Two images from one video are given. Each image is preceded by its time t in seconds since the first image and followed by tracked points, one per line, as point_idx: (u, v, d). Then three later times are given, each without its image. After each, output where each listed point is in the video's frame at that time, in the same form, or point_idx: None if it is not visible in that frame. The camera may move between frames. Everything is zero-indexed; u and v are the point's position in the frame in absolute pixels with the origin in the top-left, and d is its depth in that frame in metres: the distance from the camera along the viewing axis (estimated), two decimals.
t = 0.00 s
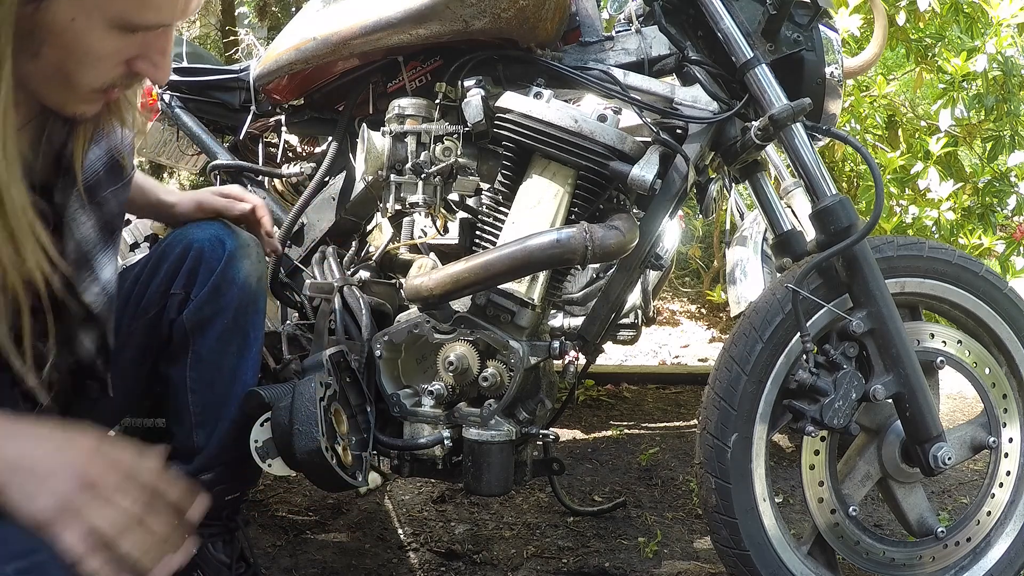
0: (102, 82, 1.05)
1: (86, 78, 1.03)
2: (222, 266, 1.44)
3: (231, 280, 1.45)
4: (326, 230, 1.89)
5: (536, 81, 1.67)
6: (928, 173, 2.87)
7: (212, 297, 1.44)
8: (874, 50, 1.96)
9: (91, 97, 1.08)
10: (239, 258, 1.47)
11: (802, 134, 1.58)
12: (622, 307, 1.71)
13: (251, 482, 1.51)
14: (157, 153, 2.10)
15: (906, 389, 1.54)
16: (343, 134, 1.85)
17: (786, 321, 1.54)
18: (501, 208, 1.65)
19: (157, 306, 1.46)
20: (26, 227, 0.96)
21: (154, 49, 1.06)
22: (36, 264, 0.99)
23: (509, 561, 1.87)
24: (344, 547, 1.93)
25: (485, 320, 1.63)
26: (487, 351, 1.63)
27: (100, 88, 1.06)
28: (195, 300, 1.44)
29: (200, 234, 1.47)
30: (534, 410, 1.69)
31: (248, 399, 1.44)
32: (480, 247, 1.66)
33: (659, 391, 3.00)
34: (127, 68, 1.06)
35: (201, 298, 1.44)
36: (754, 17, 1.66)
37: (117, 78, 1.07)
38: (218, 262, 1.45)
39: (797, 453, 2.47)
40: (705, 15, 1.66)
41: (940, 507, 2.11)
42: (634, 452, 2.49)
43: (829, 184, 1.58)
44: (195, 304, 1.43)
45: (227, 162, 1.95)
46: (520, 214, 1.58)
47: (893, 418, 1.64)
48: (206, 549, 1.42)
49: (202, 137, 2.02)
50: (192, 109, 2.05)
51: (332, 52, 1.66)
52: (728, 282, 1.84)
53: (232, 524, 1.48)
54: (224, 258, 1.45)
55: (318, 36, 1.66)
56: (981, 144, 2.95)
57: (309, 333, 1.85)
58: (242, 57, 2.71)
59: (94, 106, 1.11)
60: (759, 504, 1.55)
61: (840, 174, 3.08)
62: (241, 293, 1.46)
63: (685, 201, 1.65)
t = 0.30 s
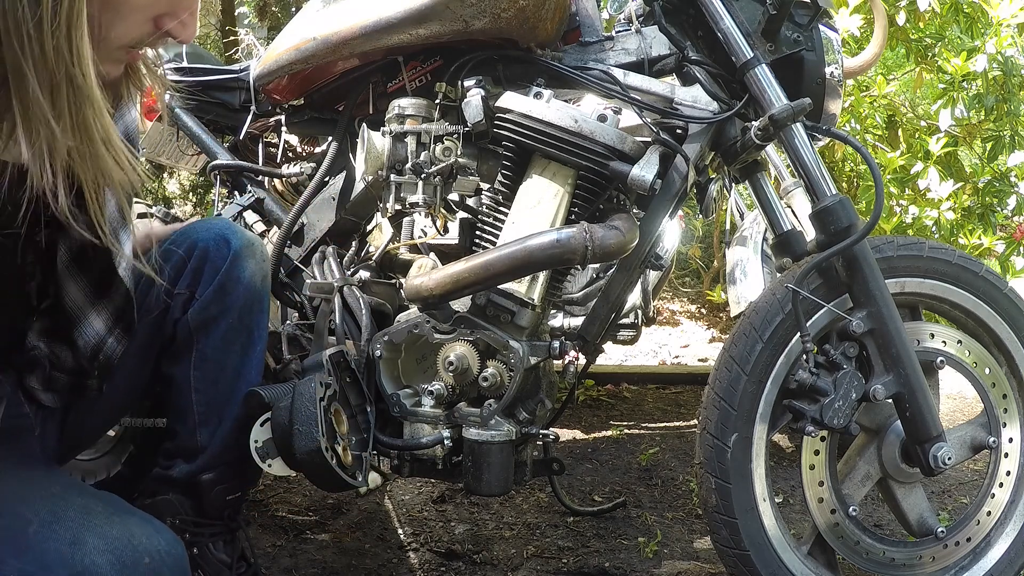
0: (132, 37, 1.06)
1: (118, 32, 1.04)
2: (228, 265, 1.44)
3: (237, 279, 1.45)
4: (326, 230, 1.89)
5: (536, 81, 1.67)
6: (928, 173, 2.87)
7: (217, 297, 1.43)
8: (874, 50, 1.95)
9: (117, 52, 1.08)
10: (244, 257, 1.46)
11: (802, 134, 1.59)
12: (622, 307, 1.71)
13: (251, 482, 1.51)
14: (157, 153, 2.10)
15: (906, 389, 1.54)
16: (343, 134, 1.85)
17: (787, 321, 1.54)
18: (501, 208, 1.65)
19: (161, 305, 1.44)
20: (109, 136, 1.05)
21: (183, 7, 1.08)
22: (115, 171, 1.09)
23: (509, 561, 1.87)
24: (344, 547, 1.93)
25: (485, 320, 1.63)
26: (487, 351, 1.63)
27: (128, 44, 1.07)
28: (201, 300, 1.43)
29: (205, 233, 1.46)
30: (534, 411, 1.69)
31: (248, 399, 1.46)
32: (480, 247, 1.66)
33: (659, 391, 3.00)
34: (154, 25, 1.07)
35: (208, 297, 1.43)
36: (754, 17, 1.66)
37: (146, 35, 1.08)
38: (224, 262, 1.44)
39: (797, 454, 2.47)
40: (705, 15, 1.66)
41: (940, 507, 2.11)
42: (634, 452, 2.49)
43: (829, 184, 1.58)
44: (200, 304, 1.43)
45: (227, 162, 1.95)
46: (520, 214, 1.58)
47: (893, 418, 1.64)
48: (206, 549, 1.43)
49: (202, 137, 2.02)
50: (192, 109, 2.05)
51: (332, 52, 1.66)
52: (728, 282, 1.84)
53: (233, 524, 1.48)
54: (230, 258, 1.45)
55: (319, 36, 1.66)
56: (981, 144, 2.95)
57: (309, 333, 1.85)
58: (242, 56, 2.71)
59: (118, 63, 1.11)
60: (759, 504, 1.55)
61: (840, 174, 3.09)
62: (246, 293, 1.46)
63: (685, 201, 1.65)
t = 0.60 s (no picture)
0: (112, 31, 1.03)
1: (98, 26, 1.02)
2: (229, 267, 1.45)
3: (239, 280, 1.46)
4: (326, 230, 1.89)
5: (535, 81, 1.67)
6: (928, 173, 2.87)
7: (219, 298, 1.44)
8: (874, 50, 1.96)
9: (98, 48, 1.06)
10: (246, 259, 1.47)
11: (802, 134, 1.58)
12: (622, 307, 1.72)
13: (251, 482, 1.50)
14: (157, 153, 2.10)
15: (906, 389, 1.54)
16: (343, 133, 1.85)
17: (786, 321, 1.54)
18: (501, 208, 1.65)
19: (163, 305, 1.45)
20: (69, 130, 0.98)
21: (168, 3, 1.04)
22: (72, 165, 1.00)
23: (509, 561, 1.87)
24: (344, 547, 1.93)
25: (485, 320, 1.63)
26: (487, 351, 1.63)
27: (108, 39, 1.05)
28: (202, 300, 1.43)
29: (206, 234, 1.47)
30: (534, 410, 1.69)
31: (249, 400, 1.44)
32: (480, 247, 1.66)
33: (659, 391, 3.00)
34: (138, 21, 1.04)
35: (209, 299, 1.43)
36: (754, 17, 1.66)
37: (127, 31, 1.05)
38: (225, 263, 1.45)
39: (797, 453, 2.47)
40: (705, 15, 1.66)
41: (940, 507, 2.11)
42: (634, 452, 2.49)
43: (829, 184, 1.58)
44: (201, 304, 1.43)
45: (227, 162, 1.96)
46: (520, 214, 1.58)
47: (893, 418, 1.64)
48: (207, 549, 1.43)
49: (202, 137, 2.02)
50: (192, 109, 2.05)
51: (332, 52, 1.66)
52: (728, 282, 1.84)
53: (233, 524, 1.48)
54: (231, 259, 1.45)
55: (319, 36, 1.67)
56: (981, 144, 2.95)
57: (309, 333, 1.85)
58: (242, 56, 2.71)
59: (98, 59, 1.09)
60: (759, 504, 1.55)
61: (840, 174, 3.09)
62: (248, 294, 1.47)
63: (685, 201, 1.65)
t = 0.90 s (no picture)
0: (112, 53, 1.02)
1: (98, 46, 1.01)
2: (230, 266, 1.45)
3: (238, 280, 1.45)
4: (326, 230, 1.89)
5: (535, 81, 1.67)
6: (927, 173, 2.87)
7: (219, 297, 1.44)
8: (874, 50, 1.95)
9: (100, 69, 1.05)
10: (246, 259, 1.47)
11: (802, 134, 1.58)
12: (622, 307, 1.72)
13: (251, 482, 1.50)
14: (157, 153, 2.10)
15: (906, 389, 1.54)
16: (343, 133, 1.85)
17: (786, 321, 1.54)
18: (501, 208, 1.65)
19: (165, 305, 1.47)
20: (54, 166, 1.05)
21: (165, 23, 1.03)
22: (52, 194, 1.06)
23: (509, 561, 1.87)
24: (344, 547, 1.93)
25: (485, 320, 1.63)
26: (486, 351, 1.63)
27: (110, 60, 1.04)
28: (202, 300, 1.43)
29: (209, 237, 1.48)
30: (534, 411, 1.69)
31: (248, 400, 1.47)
32: (480, 247, 1.66)
33: (659, 391, 3.00)
34: (140, 42, 1.04)
35: (208, 298, 1.43)
36: (754, 17, 1.66)
37: (129, 51, 1.04)
38: (225, 263, 1.45)
39: (797, 454, 2.47)
40: (705, 15, 1.66)
41: (940, 507, 2.11)
42: (634, 452, 2.49)
43: (829, 184, 1.58)
44: (201, 304, 1.43)
45: (227, 162, 1.96)
46: (520, 214, 1.58)
47: (893, 418, 1.64)
48: (206, 549, 1.43)
49: (201, 137, 2.03)
50: (192, 109, 2.05)
51: (332, 52, 1.66)
52: (728, 282, 1.84)
53: (232, 524, 1.48)
54: (231, 259, 1.45)
55: (319, 36, 1.66)
56: (981, 144, 2.95)
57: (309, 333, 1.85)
58: (242, 57, 2.71)
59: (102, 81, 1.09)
60: (759, 504, 1.55)
61: (840, 174, 3.09)
62: (248, 294, 1.46)
63: (685, 201, 1.65)
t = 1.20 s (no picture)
0: (154, 82, 1.03)
1: (143, 78, 1.01)
2: (227, 266, 1.45)
3: (236, 280, 1.46)
4: (326, 230, 1.89)
5: (535, 81, 1.67)
6: (927, 173, 2.87)
7: (217, 297, 1.44)
8: (874, 50, 1.95)
9: (142, 98, 1.06)
10: (243, 259, 1.48)
11: (802, 134, 1.58)
12: (622, 307, 1.72)
13: (251, 482, 1.50)
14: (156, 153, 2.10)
15: (906, 389, 1.54)
16: (343, 133, 1.85)
17: (786, 321, 1.54)
18: (501, 208, 1.65)
19: (164, 304, 1.47)
20: (112, 204, 1.01)
21: (208, 55, 1.04)
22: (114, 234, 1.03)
23: (509, 561, 1.87)
24: (344, 547, 1.93)
25: (485, 320, 1.63)
26: (487, 351, 1.62)
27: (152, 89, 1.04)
28: (200, 299, 1.44)
29: (206, 237, 1.48)
30: (534, 411, 1.69)
31: (250, 399, 1.50)
32: (480, 247, 1.66)
33: (659, 391, 3.00)
34: (180, 73, 1.04)
35: (206, 298, 1.44)
36: (754, 17, 1.66)
37: (170, 81, 1.05)
38: (223, 263, 1.46)
39: (797, 453, 2.47)
40: (705, 15, 1.66)
41: (940, 507, 2.11)
42: (634, 452, 2.49)
43: (829, 184, 1.58)
44: (200, 304, 1.44)
45: (227, 162, 1.96)
46: (520, 214, 1.58)
47: (893, 418, 1.64)
48: (206, 548, 1.43)
49: (202, 137, 2.02)
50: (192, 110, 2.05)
51: (332, 52, 1.66)
52: (728, 282, 1.84)
53: (233, 523, 1.48)
54: (228, 259, 1.46)
55: (319, 36, 1.66)
56: (981, 144, 2.95)
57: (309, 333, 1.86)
58: (242, 57, 2.71)
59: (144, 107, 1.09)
60: (759, 504, 1.55)
61: (840, 174, 3.08)
62: (245, 294, 1.47)
63: (685, 201, 1.65)
